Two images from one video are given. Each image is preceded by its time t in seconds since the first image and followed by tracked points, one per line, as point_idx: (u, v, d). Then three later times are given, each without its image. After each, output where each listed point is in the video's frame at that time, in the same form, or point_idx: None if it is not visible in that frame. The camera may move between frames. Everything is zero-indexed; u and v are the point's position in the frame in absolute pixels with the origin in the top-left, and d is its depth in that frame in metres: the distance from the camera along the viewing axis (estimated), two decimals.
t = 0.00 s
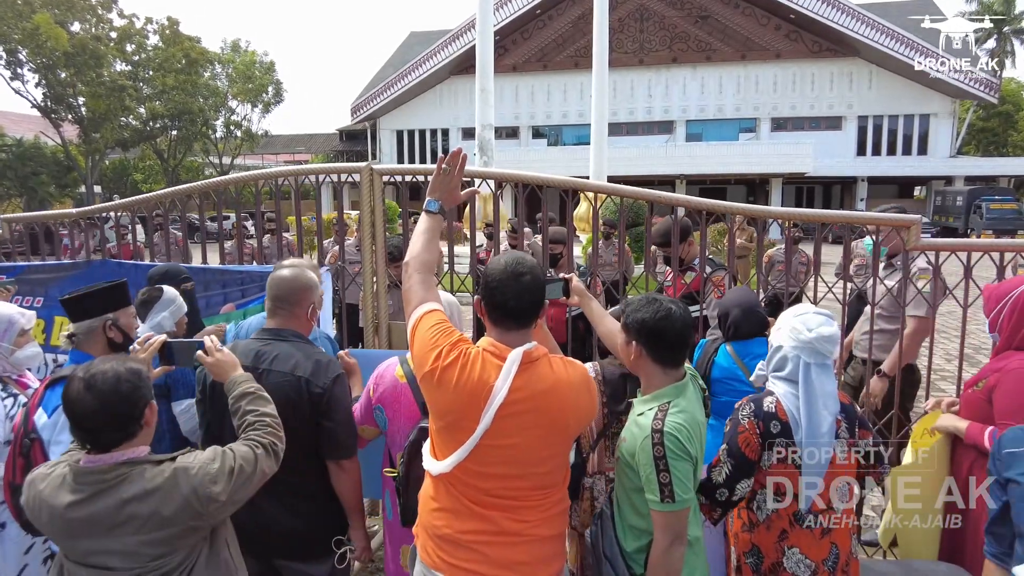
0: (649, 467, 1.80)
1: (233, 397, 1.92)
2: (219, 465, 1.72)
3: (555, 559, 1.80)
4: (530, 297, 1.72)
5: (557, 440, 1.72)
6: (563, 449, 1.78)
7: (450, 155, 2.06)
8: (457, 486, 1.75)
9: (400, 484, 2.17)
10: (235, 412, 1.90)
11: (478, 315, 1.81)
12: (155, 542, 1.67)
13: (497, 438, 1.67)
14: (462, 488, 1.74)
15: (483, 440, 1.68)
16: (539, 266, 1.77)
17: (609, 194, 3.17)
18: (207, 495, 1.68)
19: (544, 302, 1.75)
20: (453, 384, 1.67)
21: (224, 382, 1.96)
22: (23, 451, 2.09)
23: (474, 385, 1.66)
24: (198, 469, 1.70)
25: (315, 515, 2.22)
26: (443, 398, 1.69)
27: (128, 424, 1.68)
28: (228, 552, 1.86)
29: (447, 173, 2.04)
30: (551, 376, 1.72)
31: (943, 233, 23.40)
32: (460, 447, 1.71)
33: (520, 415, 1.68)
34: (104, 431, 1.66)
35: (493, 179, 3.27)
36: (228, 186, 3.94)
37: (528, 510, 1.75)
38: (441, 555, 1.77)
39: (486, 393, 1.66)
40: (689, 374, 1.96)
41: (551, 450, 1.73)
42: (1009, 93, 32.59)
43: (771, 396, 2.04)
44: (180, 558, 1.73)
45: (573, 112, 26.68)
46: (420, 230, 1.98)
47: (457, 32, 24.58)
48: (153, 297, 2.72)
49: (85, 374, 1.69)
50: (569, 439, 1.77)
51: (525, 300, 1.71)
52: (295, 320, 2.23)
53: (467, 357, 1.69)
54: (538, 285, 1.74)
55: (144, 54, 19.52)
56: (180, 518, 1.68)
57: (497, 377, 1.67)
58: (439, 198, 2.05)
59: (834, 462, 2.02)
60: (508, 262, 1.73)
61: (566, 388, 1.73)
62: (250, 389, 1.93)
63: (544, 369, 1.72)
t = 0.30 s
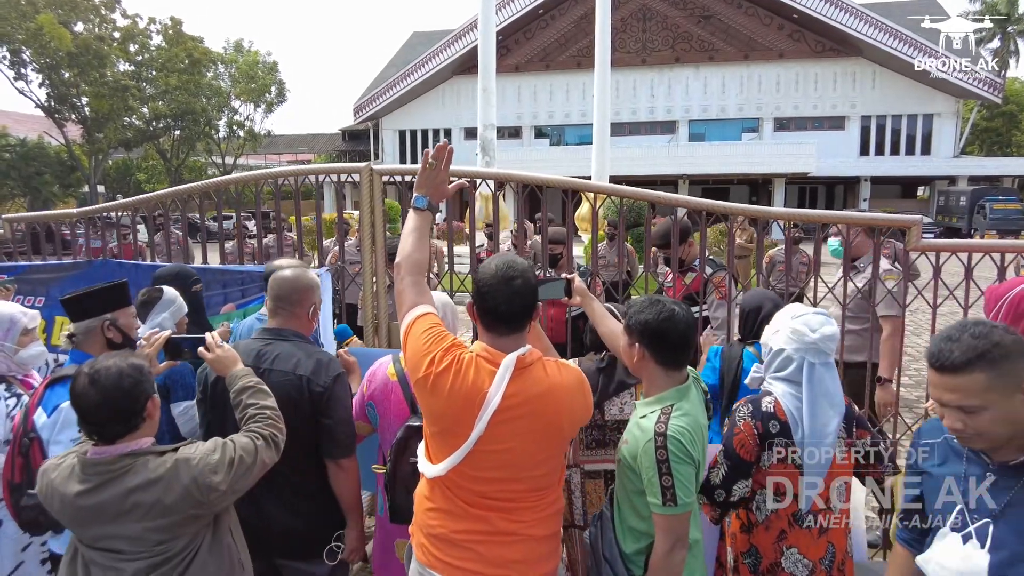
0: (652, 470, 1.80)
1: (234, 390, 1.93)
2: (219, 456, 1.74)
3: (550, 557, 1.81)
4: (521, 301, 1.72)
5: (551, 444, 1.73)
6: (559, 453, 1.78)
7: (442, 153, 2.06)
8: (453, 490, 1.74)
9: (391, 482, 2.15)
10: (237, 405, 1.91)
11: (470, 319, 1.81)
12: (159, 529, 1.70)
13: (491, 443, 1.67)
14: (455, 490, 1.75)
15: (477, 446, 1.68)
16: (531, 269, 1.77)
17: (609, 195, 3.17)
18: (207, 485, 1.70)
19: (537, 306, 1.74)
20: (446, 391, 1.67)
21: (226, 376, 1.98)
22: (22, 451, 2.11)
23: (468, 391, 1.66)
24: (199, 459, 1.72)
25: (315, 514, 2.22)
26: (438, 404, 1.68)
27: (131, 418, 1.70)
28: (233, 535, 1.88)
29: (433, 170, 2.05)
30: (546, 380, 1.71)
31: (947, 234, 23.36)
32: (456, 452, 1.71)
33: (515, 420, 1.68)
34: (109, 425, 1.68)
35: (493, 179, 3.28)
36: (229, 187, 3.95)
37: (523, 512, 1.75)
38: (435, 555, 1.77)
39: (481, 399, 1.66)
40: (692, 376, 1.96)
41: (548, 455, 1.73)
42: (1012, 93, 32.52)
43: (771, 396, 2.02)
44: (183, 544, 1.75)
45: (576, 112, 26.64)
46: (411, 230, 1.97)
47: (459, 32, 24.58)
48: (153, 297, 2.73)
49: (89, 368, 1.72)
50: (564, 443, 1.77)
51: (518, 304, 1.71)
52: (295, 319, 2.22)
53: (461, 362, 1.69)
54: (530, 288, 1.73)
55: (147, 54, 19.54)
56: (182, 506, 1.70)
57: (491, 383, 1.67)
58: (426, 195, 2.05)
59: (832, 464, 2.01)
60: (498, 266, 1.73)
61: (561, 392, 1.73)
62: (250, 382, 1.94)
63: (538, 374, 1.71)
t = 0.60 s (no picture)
0: (649, 473, 1.79)
1: (232, 386, 1.95)
2: (211, 448, 1.76)
3: (543, 559, 1.80)
4: (512, 302, 1.71)
5: (545, 446, 1.73)
6: (552, 457, 1.78)
7: (423, 151, 2.05)
8: (447, 494, 1.74)
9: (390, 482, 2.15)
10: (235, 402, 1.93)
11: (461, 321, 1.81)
12: (152, 517, 1.72)
13: (485, 446, 1.68)
14: (447, 494, 1.74)
15: (471, 449, 1.68)
16: (519, 270, 1.77)
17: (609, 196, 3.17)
18: (199, 475, 1.72)
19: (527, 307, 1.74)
20: (439, 396, 1.67)
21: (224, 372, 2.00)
22: (16, 452, 2.13)
23: (461, 395, 1.66)
24: (191, 450, 1.74)
25: (313, 514, 2.21)
26: (431, 408, 1.68)
27: (125, 411, 1.73)
28: (230, 525, 1.88)
29: (414, 167, 2.05)
30: (537, 383, 1.72)
31: (950, 234, 23.30)
32: (449, 456, 1.70)
33: (508, 423, 1.68)
34: (103, 418, 1.71)
35: (493, 179, 3.27)
36: (229, 186, 3.95)
37: (516, 514, 1.75)
38: (427, 558, 1.76)
39: (473, 403, 1.66)
40: (690, 377, 1.96)
41: (541, 458, 1.74)
42: (1015, 93, 32.44)
43: (772, 395, 2.02)
44: (177, 532, 1.76)
45: (578, 112, 26.62)
46: (395, 229, 1.97)
47: (462, 32, 24.58)
48: (148, 298, 2.66)
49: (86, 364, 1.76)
50: (557, 445, 1.77)
51: (510, 306, 1.71)
52: (293, 320, 2.22)
53: (453, 366, 1.69)
54: (519, 289, 1.73)
55: (150, 54, 19.58)
56: (175, 495, 1.71)
57: (483, 388, 1.67)
58: (407, 193, 2.04)
59: (839, 463, 2.01)
60: (487, 268, 1.73)
61: (553, 395, 1.73)
62: (247, 378, 1.95)
63: (531, 378, 1.72)
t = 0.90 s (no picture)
0: (646, 476, 1.79)
1: (224, 383, 1.96)
2: (194, 446, 1.77)
3: (538, 562, 1.80)
4: (506, 304, 1.71)
5: (541, 450, 1.74)
6: (547, 461, 1.78)
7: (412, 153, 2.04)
8: (444, 497, 1.74)
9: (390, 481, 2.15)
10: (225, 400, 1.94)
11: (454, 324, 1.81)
12: (134, 511, 1.73)
13: (480, 450, 1.67)
14: (444, 498, 1.74)
15: (466, 453, 1.67)
16: (512, 273, 1.76)
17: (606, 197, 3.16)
18: (180, 473, 1.74)
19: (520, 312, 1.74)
20: (434, 400, 1.67)
21: (219, 369, 2.00)
22: (12, 455, 2.13)
23: (455, 399, 1.66)
24: (174, 447, 1.75)
25: (311, 513, 2.21)
26: (427, 412, 1.68)
27: (108, 406, 1.73)
28: (212, 520, 1.88)
29: (402, 170, 2.03)
30: (532, 387, 1.72)
31: (951, 234, 23.28)
32: (445, 461, 1.70)
33: (503, 429, 1.68)
34: (88, 414, 1.72)
35: (491, 180, 3.26)
36: (229, 186, 3.95)
37: (510, 518, 1.75)
38: (422, 562, 1.76)
39: (467, 407, 1.66)
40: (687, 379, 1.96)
41: (537, 461, 1.74)
42: (1016, 93, 32.43)
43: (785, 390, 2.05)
44: (158, 526, 1.77)
45: (579, 112, 26.62)
46: (385, 232, 1.97)
47: (463, 32, 24.58)
48: (145, 300, 2.63)
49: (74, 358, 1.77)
50: (553, 450, 1.77)
51: (504, 311, 1.71)
52: (290, 322, 2.22)
53: (447, 370, 1.69)
54: (512, 292, 1.73)
55: (151, 54, 19.62)
56: (157, 492, 1.73)
57: (478, 392, 1.66)
58: (396, 195, 2.05)
59: (855, 466, 1.99)
60: (479, 271, 1.72)
61: (547, 399, 1.73)
62: (237, 377, 1.96)
63: (526, 381, 1.71)
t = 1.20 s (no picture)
0: (642, 478, 1.79)
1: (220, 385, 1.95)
2: (185, 450, 1.77)
3: (534, 564, 1.80)
4: (502, 304, 1.70)
5: (536, 451, 1.73)
6: (543, 463, 1.77)
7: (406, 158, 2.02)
8: (439, 498, 1.73)
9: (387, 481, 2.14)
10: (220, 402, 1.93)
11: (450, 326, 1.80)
12: (124, 514, 1.73)
13: (476, 450, 1.67)
14: (439, 500, 1.73)
15: (462, 454, 1.67)
16: (509, 274, 1.76)
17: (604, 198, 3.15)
18: (170, 477, 1.73)
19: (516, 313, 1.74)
20: (429, 401, 1.66)
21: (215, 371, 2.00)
22: (9, 455, 2.12)
23: (451, 400, 1.66)
24: (164, 450, 1.75)
25: (309, 515, 2.21)
26: (422, 413, 1.67)
27: (98, 408, 1.73)
28: (204, 522, 1.88)
29: (397, 174, 2.00)
30: (528, 388, 1.71)
31: (951, 235, 23.30)
32: (441, 461, 1.69)
33: (498, 429, 1.68)
34: (77, 415, 1.72)
35: (489, 181, 3.25)
36: (228, 187, 3.94)
37: (506, 520, 1.74)
38: (417, 566, 1.76)
39: (463, 407, 1.66)
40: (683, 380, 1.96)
41: (533, 462, 1.74)
42: (1017, 93, 32.44)
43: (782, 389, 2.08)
44: (149, 529, 1.76)
45: (579, 112, 26.62)
46: (374, 238, 1.95)
47: (463, 32, 24.58)
48: (141, 302, 2.62)
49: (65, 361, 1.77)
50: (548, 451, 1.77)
51: (500, 311, 1.71)
52: (288, 324, 2.22)
53: (442, 372, 1.68)
54: (508, 293, 1.73)
55: (151, 54, 19.65)
56: (147, 494, 1.73)
57: (474, 392, 1.66)
58: (389, 199, 2.02)
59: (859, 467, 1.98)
60: (476, 271, 1.72)
61: (543, 399, 1.72)
62: (233, 379, 1.96)
63: (521, 381, 1.71)
